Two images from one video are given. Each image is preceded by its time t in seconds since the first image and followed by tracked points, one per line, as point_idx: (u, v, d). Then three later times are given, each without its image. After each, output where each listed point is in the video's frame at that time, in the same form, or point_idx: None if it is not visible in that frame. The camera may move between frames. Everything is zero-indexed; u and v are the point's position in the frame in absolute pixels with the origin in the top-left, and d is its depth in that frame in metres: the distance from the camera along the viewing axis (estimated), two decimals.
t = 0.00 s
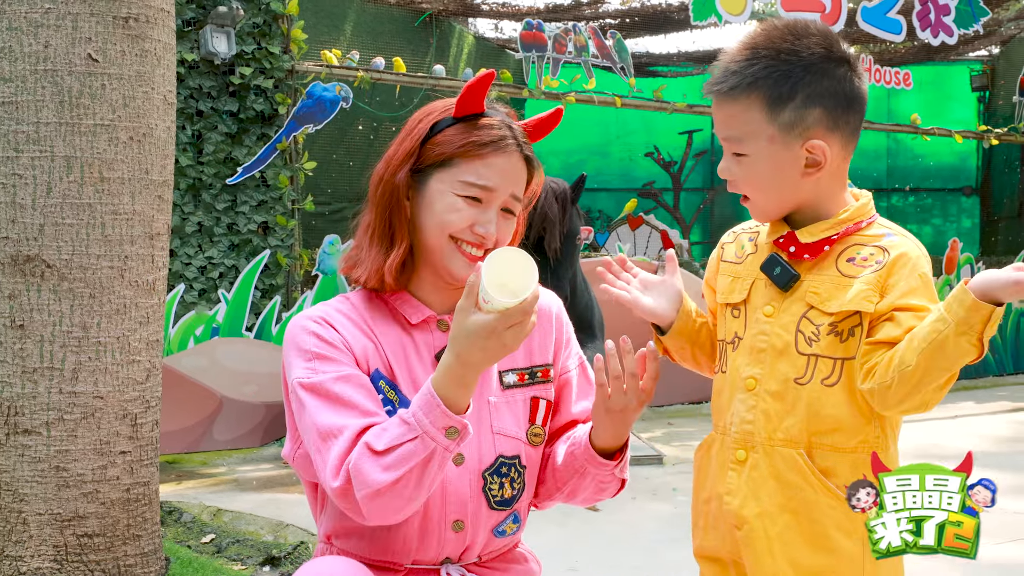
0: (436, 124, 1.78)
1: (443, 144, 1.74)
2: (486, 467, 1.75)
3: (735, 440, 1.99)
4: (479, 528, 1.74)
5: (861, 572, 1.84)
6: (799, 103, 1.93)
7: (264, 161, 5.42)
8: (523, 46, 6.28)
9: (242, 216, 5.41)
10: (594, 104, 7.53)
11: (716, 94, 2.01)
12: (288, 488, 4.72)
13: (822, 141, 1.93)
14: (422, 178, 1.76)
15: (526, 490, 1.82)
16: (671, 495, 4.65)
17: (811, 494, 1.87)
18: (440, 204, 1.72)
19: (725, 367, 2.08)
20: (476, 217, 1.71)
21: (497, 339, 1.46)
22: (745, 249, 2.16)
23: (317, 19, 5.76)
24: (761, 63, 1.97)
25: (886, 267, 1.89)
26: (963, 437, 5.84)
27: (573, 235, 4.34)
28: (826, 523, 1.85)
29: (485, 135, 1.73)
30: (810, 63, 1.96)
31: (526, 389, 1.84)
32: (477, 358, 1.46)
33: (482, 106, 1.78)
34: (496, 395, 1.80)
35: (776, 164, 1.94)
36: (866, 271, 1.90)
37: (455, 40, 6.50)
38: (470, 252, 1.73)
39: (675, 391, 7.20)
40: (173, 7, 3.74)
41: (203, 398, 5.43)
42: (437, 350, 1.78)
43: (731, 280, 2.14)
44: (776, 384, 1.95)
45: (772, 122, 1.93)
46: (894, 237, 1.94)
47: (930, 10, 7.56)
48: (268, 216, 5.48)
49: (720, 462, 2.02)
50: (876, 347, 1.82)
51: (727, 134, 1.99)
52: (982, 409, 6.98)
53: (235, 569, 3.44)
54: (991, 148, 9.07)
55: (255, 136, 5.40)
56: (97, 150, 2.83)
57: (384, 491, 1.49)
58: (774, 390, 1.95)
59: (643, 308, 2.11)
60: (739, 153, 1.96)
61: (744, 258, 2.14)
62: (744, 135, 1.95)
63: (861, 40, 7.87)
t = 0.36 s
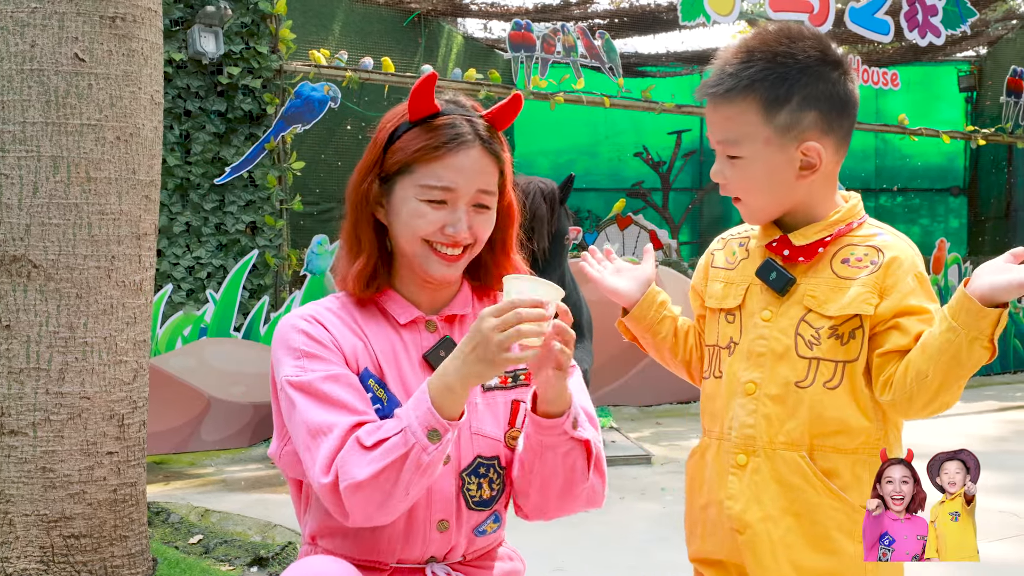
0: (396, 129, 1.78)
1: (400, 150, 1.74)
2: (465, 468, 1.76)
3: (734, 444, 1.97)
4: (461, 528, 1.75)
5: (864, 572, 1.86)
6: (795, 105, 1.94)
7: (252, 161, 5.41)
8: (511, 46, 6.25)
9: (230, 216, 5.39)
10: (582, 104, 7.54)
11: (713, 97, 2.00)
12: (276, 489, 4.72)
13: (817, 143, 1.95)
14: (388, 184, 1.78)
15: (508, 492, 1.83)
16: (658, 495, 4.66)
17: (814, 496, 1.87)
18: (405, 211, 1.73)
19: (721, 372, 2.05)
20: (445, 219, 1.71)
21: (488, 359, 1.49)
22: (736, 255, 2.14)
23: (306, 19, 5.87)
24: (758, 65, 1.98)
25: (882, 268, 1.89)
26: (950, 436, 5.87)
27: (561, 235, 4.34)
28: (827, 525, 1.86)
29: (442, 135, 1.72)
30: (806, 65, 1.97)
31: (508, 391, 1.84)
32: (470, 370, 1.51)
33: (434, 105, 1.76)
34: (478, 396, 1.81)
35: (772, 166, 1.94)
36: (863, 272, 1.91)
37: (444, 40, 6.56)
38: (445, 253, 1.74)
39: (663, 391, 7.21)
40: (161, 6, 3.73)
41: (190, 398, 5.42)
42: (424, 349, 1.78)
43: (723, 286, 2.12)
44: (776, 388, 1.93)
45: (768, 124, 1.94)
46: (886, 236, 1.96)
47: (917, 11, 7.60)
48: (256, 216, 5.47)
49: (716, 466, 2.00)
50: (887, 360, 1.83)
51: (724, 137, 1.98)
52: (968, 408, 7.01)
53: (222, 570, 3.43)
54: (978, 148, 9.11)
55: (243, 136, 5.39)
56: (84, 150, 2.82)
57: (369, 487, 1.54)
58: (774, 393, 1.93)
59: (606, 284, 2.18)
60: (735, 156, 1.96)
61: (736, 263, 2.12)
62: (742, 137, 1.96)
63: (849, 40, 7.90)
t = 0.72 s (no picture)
0: (372, 128, 1.78)
1: (393, 138, 1.74)
2: (459, 473, 1.75)
3: (716, 442, 1.99)
4: (448, 533, 1.75)
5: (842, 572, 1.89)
6: (783, 108, 1.96)
7: (235, 161, 5.39)
8: (495, 46, 6.29)
9: (213, 216, 5.38)
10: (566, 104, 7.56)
11: (702, 98, 2.01)
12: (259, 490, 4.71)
13: (804, 145, 1.96)
14: (387, 177, 1.76)
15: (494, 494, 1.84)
16: (641, 494, 4.68)
17: (793, 494, 1.88)
18: (422, 185, 1.74)
19: (705, 370, 2.07)
20: (461, 184, 1.76)
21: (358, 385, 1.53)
22: (723, 254, 2.15)
23: (289, 19, 5.86)
24: (747, 67, 1.99)
25: (861, 268, 1.91)
26: (932, 435, 5.91)
27: (545, 234, 4.35)
28: (806, 522, 1.88)
29: (425, 112, 1.77)
30: (795, 69, 1.99)
31: (501, 397, 1.85)
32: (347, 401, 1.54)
33: (399, 95, 1.79)
34: (471, 401, 1.80)
35: (761, 169, 1.96)
36: (844, 271, 1.92)
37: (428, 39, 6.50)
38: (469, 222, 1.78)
39: (646, 390, 7.24)
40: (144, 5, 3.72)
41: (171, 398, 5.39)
42: (414, 353, 1.78)
43: (709, 285, 2.13)
44: (757, 386, 1.95)
45: (757, 127, 1.95)
46: (867, 236, 1.98)
47: (899, 12, 7.66)
48: (239, 216, 5.45)
49: (698, 464, 2.02)
50: (870, 361, 1.85)
51: (713, 139, 1.99)
52: (949, 407, 7.06)
53: (205, 571, 3.43)
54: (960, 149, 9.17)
55: (226, 135, 5.37)
56: (65, 149, 2.82)
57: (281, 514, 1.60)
58: (755, 390, 1.95)
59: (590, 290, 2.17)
60: (724, 158, 1.98)
61: (722, 263, 2.13)
62: (730, 139, 1.97)
63: (833, 41, 7.94)
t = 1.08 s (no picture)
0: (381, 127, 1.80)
1: (402, 139, 1.77)
2: (444, 482, 1.76)
3: (701, 441, 2.01)
4: (433, 539, 1.76)
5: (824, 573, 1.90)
6: (756, 103, 1.97)
7: (221, 161, 5.38)
8: (481, 46, 6.29)
9: (198, 216, 5.36)
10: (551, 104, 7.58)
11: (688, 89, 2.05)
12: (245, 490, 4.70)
13: (775, 141, 1.97)
14: (388, 176, 1.78)
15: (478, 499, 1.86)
16: (627, 494, 4.70)
17: (776, 494, 1.90)
18: (424, 190, 1.76)
19: (691, 369, 2.09)
20: (459, 193, 1.79)
21: (302, 436, 1.53)
22: (710, 254, 2.16)
23: (274, 19, 5.79)
24: (725, 62, 2.01)
25: (847, 269, 1.93)
26: (916, 435, 5.95)
27: (531, 235, 4.35)
28: (789, 522, 1.89)
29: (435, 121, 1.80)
30: (768, 65, 2.00)
31: (487, 405, 1.86)
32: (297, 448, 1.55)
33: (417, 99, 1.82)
34: (457, 410, 1.81)
35: (733, 161, 1.98)
36: (828, 272, 1.94)
37: (415, 40, 6.42)
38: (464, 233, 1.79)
39: (632, 390, 7.25)
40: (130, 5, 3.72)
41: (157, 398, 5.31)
42: (395, 360, 1.78)
43: (696, 284, 2.14)
44: (742, 386, 1.97)
45: (729, 120, 1.98)
46: (852, 237, 1.99)
47: (883, 13, 7.71)
48: (224, 216, 5.44)
49: (683, 463, 2.04)
50: (855, 362, 1.87)
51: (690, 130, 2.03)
52: (933, 407, 7.11)
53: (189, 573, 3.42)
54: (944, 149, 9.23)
55: (211, 136, 5.36)
56: (49, 149, 2.81)
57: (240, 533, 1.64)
58: (740, 391, 1.97)
59: (583, 289, 2.19)
60: (700, 149, 2.02)
61: (709, 262, 2.15)
62: (704, 131, 2.01)
63: (817, 41, 7.98)
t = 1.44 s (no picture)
0: (349, 133, 1.75)
1: (376, 150, 1.74)
2: (448, 453, 1.78)
3: (689, 441, 2.02)
4: (439, 512, 1.77)
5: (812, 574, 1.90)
6: (754, 99, 1.97)
7: (212, 161, 5.37)
8: (473, 46, 6.20)
9: (189, 216, 5.35)
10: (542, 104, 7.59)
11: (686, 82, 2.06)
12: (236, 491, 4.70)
13: (772, 139, 1.97)
14: (366, 188, 1.77)
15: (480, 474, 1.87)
16: (618, 494, 4.71)
17: (762, 496, 1.91)
18: (401, 203, 1.76)
19: (682, 369, 2.10)
20: (435, 200, 1.78)
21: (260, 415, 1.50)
22: (705, 254, 2.17)
23: (266, 18, 5.84)
24: (722, 58, 2.02)
25: (834, 271, 1.93)
26: (907, 435, 5.98)
27: (521, 235, 4.36)
28: (774, 524, 1.90)
29: (407, 126, 1.75)
30: (767, 61, 2.00)
31: (478, 374, 1.89)
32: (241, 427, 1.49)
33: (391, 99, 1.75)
34: (451, 382, 1.83)
35: (728, 159, 1.99)
36: (816, 275, 1.94)
37: (406, 39, 6.58)
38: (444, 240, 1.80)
39: (624, 391, 7.27)
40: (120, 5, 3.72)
41: (147, 399, 5.35)
42: (390, 344, 1.80)
43: (690, 283, 2.15)
44: (729, 387, 1.98)
45: (725, 116, 1.98)
46: (843, 239, 1.99)
47: (874, 13, 7.74)
48: (215, 217, 5.42)
49: (673, 462, 2.05)
50: (839, 366, 1.86)
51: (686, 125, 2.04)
52: (923, 406, 7.14)
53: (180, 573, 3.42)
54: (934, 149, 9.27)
55: (201, 136, 5.35)
56: (39, 150, 2.81)
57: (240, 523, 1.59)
58: (727, 392, 1.98)
59: (583, 287, 2.15)
60: (696, 144, 2.02)
61: (704, 262, 2.16)
62: (701, 127, 2.01)
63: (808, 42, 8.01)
